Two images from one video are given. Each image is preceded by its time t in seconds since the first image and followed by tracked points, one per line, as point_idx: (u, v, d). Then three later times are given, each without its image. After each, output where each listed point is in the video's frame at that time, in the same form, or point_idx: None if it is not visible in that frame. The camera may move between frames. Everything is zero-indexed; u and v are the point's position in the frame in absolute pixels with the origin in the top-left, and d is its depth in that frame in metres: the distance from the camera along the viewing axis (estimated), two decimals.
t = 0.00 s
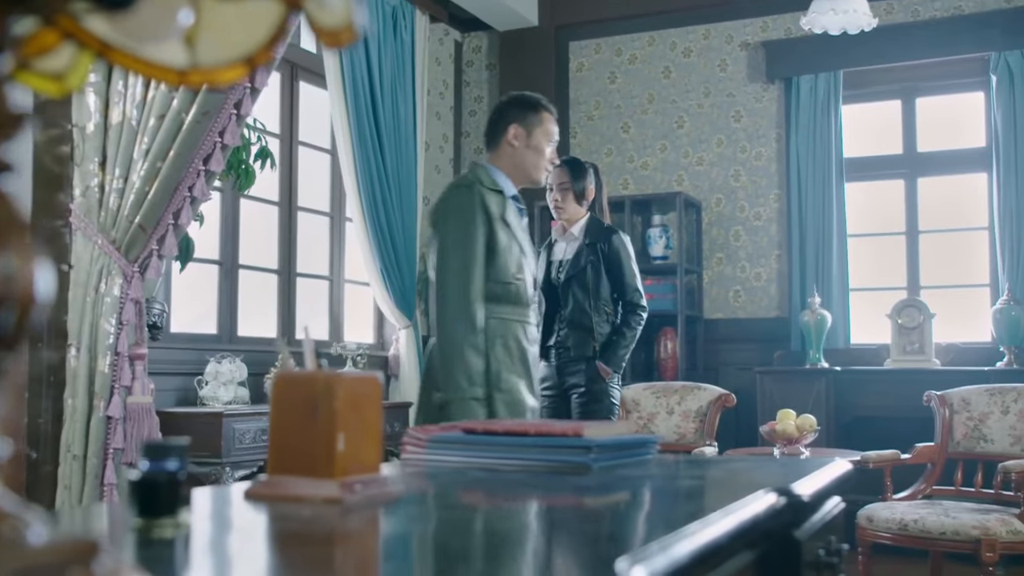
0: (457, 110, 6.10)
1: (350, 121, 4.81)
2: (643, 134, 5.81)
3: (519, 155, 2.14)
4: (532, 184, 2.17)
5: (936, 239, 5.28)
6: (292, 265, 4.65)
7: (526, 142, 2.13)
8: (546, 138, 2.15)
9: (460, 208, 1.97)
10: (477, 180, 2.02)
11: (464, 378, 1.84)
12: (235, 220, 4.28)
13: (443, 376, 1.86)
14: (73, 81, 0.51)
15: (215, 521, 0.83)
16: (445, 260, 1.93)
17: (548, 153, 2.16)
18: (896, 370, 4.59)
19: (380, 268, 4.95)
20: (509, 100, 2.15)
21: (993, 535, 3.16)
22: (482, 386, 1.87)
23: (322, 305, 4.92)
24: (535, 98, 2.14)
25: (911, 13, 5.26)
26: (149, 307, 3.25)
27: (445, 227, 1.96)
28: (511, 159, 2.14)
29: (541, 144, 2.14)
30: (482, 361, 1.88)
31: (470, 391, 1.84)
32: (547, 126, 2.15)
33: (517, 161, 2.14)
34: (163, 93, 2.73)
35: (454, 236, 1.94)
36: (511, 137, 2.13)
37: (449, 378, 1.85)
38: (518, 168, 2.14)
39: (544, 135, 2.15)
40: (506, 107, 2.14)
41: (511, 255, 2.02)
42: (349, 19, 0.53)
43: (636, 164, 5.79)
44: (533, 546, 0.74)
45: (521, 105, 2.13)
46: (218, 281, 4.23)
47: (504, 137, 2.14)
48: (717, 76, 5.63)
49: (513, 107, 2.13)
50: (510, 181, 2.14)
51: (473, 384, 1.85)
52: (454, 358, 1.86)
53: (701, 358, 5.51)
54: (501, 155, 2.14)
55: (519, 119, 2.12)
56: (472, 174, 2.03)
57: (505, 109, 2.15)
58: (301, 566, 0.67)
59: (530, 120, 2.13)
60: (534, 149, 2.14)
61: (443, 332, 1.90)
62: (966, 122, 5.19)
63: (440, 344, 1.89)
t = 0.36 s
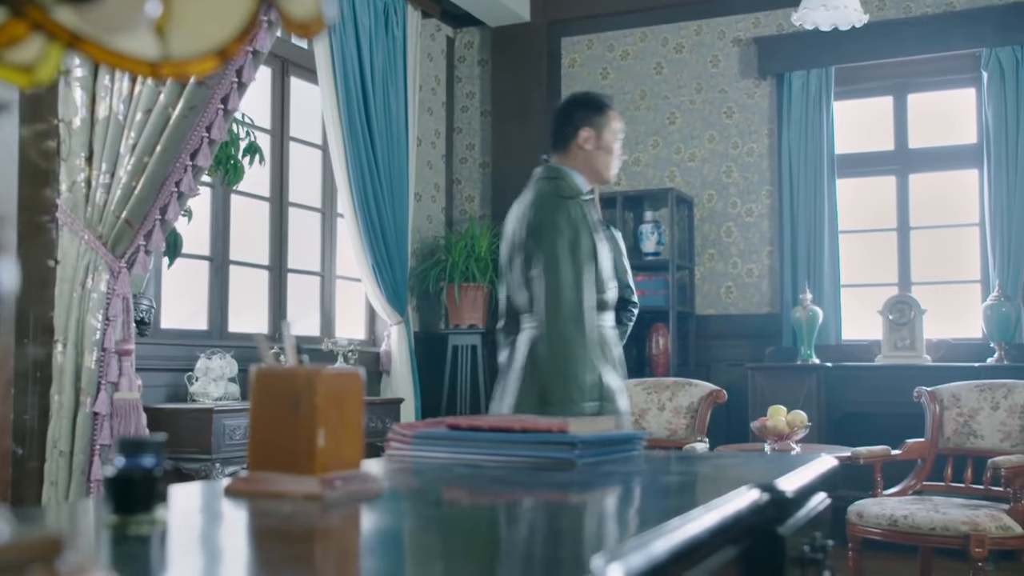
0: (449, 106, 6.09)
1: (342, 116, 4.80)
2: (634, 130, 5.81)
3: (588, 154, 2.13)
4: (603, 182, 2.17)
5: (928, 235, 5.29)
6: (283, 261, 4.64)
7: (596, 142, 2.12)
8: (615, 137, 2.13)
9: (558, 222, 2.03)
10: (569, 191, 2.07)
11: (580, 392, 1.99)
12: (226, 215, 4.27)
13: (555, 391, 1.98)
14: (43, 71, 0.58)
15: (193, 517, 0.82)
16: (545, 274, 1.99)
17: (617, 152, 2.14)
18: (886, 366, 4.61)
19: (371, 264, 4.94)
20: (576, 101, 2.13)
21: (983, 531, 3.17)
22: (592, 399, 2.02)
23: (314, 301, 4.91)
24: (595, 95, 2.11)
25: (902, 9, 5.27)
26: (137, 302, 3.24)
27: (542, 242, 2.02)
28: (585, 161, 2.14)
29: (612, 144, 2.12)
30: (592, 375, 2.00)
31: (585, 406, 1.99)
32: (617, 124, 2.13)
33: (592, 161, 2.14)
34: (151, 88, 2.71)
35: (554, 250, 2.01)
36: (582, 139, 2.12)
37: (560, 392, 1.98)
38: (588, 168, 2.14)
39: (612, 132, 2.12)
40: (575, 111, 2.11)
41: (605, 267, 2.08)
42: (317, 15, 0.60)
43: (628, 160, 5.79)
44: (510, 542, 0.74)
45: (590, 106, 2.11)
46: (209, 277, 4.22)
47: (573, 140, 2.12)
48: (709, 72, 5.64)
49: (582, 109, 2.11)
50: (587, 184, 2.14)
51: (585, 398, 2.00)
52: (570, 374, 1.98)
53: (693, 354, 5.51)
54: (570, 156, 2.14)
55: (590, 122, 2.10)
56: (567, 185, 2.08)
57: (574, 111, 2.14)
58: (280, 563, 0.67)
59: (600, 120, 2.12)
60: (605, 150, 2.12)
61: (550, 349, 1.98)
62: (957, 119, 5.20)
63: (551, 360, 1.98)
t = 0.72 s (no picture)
0: (440, 99, 6.06)
1: (331, 108, 4.78)
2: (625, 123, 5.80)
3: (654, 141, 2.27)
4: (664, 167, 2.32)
5: (918, 229, 5.29)
6: (272, 254, 4.63)
7: (664, 127, 2.27)
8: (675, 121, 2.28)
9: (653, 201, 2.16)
10: (653, 172, 2.21)
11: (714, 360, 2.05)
12: (215, 209, 4.26)
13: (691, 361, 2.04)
14: (13, 61, 0.63)
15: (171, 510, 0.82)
16: (648, 249, 2.12)
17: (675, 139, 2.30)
18: (875, 359, 4.62)
19: (361, 257, 4.93)
20: (641, 86, 2.25)
21: (971, 524, 3.18)
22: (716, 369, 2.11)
23: (304, 295, 4.90)
24: (661, 84, 2.24)
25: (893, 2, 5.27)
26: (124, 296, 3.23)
27: (641, 221, 2.14)
28: (651, 146, 2.28)
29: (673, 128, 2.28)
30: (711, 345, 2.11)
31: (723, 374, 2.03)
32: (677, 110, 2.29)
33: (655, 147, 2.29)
34: (137, 80, 2.69)
35: (654, 228, 2.14)
36: (651, 125, 2.26)
37: (696, 361, 2.04)
38: (656, 154, 2.28)
39: (675, 117, 2.29)
40: (639, 100, 2.25)
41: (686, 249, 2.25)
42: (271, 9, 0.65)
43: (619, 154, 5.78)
44: (488, 536, 0.73)
45: (655, 93, 2.24)
46: (198, 270, 4.20)
47: (643, 125, 2.26)
48: (699, 65, 5.63)
49: (648, 97, 2.24)
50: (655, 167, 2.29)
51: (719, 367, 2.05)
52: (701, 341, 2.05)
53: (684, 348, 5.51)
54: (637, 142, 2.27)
55: (657, 108, 2.25)
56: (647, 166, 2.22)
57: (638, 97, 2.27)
58: (260, 556, 0.66)
59: (660, 105, 2.25)
60: (668, 136, 2.28)
61: (673, 323, 2.07)
62: (947, 112, 5.21)
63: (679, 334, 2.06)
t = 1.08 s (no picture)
0: (431, 93, 6.05)
1: (322, 102, 4.76)
2: (616, 118, 5.80)
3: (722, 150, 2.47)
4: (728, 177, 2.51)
5: (908, 223, 5.30)
6: (262, 247, 4.62)
7: (729, 140, 2.47)
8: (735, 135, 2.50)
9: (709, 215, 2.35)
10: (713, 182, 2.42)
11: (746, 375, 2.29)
12: (205, 202, 4.24)
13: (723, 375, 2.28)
14: None
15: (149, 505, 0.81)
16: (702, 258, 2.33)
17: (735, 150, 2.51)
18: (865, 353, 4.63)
19: (351, 250, 4.92)
20: (705, 103, 2.46)
21: (959, 517, 3.19)
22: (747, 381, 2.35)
23: (294, 288, 4.89)
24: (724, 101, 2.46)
25: None
26: (111, 290, 3.22)
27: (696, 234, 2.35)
28: (716, 157, 2.50)
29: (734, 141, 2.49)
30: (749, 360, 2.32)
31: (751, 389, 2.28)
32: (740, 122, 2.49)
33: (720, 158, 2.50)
34: (123, 71, 2.67)
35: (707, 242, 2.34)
36: (717, 137, 2.47)
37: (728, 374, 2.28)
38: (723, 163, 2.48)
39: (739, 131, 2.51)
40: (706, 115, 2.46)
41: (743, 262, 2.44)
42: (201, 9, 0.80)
43: (610, 148, 5.78)
44: (468, 531, 0.73)
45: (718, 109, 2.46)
46: (188, 263, 4.19)
47: (709, 138, 2.47)
48: (691, 59, 5.62)
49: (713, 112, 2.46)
50: (721, 177, 2.49)
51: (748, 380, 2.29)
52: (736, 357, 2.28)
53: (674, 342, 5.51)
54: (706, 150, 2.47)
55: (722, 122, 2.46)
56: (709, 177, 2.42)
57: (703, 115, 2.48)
58: (240, 551, 0.66)
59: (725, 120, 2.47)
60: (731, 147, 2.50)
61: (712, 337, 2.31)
62: (938, 107, 5.21)
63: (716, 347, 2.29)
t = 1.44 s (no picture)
0: (417, 89, 6.04)
1: (307, 98, 4.74)
2: (603, 114, 5.79)
3: (767, 147, 2.46)
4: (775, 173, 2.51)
5: (893, 220, 5.32)
6: (247, 244, 4.60)
7: (772, 135, 2.46)
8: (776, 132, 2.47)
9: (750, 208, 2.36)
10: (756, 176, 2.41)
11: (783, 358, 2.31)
12: (190, 198, 4.23)
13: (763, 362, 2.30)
14: None
15: (121, 501, 0.81)
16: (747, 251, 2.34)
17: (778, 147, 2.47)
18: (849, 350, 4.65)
19: (337, 246, 4.91)
20: (746, 101, 2.47)
21: (943, 513, 3.20)
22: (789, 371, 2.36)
23: (279, 284, 4.87)
24: (764, 99, 2.45)
25: None
26: (93, 286, 3.20)
27: (737, 222, 2.38)
28: (760, 154, 2.47)
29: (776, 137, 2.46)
30: (790, 345, 2.34)
31: (786, 373, 2.30)
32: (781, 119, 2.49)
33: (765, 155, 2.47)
34: (103, 67, 2.65)
35: (748, 231, 2.36)
36: (761, 133, 2.45)
37: (764, 358, 2.31)
38: (770, 160, 2.46)
39: (780, 126, 2.49)
40: (748, 112, 2.46)
41: (789, 253, 2.44)
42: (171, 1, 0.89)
43: (596, 144, 5.78)
44: (442, 526, 0.72)
45: (760, 105, 2.45)
46: (173, 260, 4.18)
47: (753, 134, 2.46)
48: (677, 55, 5.63)
49: (755, 111, 2.45)
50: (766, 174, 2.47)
51: (786, 365, 2.31)
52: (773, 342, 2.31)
53: (660, 339, 5.52)
54: (751, 149, 2.46)
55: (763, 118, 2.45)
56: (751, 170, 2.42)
57: (747, 111, 2.47)
58: (214, 547, 0.66)
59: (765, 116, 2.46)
60: (776, 144, 2.47)
61: (748, 323, 2.34)
62: (923, 104, 5.23)
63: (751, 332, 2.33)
